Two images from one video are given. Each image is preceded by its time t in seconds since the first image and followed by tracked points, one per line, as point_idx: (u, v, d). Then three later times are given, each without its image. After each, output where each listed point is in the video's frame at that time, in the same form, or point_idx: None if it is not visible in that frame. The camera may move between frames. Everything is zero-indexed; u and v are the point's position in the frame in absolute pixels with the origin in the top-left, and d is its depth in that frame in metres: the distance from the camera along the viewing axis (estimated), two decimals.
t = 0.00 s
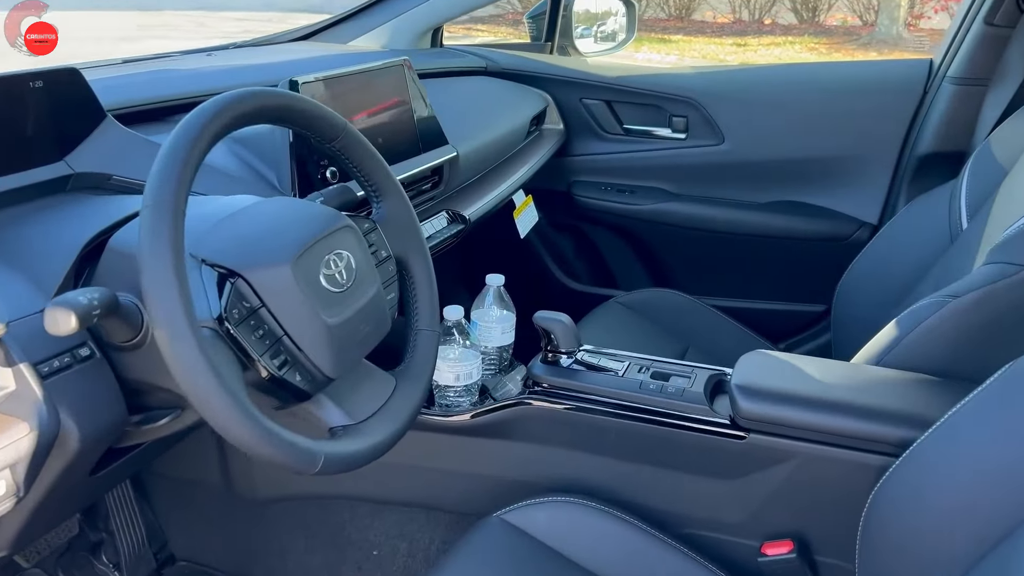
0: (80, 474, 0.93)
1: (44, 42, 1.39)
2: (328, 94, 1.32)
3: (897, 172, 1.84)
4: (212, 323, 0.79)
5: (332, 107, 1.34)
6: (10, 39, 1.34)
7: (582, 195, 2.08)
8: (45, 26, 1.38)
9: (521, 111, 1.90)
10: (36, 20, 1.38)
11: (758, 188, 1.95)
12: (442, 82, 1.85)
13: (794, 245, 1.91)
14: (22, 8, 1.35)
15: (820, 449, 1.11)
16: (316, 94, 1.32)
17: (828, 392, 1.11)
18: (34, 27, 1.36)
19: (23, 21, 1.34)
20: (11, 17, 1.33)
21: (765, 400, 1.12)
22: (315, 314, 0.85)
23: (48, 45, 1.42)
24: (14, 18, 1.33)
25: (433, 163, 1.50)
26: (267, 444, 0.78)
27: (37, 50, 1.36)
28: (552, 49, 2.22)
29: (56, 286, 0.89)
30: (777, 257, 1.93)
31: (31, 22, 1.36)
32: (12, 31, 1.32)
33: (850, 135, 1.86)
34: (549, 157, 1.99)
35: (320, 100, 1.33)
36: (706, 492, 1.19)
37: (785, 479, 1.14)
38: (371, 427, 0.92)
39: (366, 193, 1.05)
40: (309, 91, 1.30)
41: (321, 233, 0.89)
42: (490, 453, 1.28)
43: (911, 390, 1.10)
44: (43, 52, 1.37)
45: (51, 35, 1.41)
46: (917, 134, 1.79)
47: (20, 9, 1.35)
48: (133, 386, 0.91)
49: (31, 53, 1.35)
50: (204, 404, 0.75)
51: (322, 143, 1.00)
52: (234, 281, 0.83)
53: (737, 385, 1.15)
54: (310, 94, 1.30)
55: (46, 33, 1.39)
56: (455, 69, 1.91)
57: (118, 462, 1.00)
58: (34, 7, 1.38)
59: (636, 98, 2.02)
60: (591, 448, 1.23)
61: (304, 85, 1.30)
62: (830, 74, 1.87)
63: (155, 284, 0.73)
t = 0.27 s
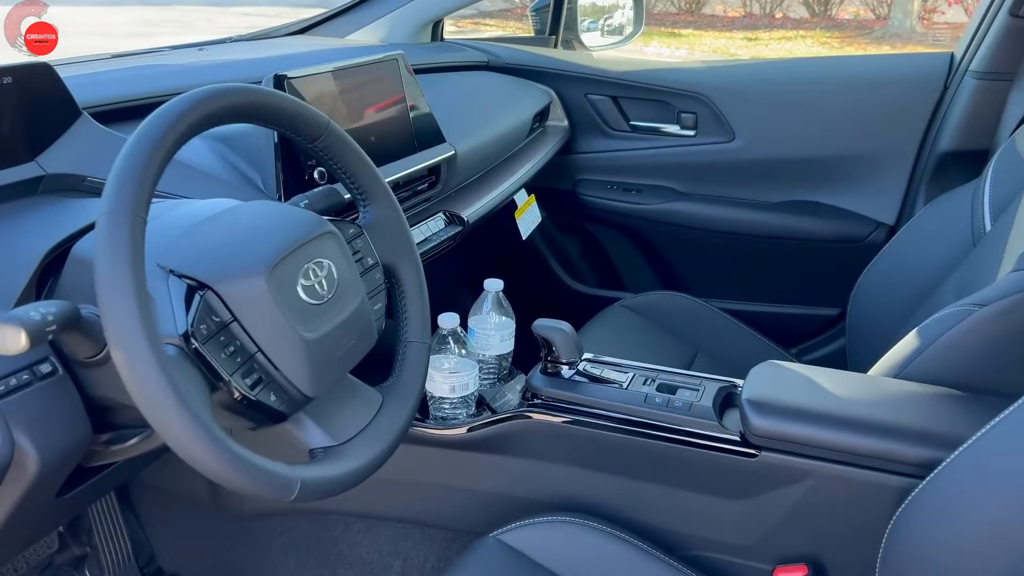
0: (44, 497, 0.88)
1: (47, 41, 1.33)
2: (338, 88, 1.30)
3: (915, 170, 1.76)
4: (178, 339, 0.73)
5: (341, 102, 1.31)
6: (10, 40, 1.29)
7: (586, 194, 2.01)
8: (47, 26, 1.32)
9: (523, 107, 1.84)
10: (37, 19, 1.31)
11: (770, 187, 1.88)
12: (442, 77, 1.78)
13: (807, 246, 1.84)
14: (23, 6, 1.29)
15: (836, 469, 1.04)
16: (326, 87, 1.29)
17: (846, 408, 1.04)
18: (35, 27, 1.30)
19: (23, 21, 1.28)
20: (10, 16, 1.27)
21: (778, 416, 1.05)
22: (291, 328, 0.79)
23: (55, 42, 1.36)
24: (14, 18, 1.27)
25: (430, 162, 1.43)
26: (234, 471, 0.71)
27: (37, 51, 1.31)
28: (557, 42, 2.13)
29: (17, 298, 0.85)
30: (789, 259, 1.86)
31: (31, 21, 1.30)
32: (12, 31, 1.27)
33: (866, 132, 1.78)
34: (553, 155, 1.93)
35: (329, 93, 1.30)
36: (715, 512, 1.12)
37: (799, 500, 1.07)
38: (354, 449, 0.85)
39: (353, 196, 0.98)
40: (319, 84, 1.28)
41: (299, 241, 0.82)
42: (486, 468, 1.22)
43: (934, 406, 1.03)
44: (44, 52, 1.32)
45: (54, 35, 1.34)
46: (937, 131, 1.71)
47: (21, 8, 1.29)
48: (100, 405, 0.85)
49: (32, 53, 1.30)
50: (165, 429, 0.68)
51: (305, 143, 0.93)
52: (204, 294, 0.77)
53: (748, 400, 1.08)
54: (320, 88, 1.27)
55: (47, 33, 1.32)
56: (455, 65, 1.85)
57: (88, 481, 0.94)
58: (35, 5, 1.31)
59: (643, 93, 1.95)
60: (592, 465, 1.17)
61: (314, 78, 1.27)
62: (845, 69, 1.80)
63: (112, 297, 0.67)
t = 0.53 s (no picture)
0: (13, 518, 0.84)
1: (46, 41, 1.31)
2: (347, 85, 1.28)
3: (929, 171, 1.70)
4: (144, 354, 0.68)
5: (349, 98, 1.29)
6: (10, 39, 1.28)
7: (589, 194, 1.96)
8: (47, 25, 1.31)
9: (524, 106, 1.79)
10: (36, 19, 1.30)
11: (778, 187, 1.82)
12: (440, 75, 1.73)
13: (816, 248, 1.78)
14: (23, 5, 1.27)
15: (848, 486, 0.99)
16: (335, 84, 1.27)
17: (859, 423, 0.99)
18: (35, 27, 1.29)
19: (23, 21, 1.27)
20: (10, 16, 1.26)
21: (787, 432, 1.00)
22: (268, 343, 0.74)
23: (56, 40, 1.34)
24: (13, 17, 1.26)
25: (427, 162, 1.39)
26: (204, 497, 0.66)
27: (37, 51, 1.30)
28: (560, 39, 2.08)
29: None
30: (798, 262, 1.81)
31: (31, 21, 1.29)
32: (12, 31, 1.26)
33: (878, 131, 1.73)
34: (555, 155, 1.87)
35: (338, 90, 1.28)
36: (722, 531, 1.07)
37: (810, 518, 1.02)
38: (336, 470, 0.80)
39: (339, 200, 0.94)
40: (327, 80, 1.26)
41: (278, 250, 0.78)
42: (483, 482, 1.17)
43: (952, 422, 0.98)
44: (43, 52, 1.31)
45: (54, 35, 1.33)
46: (952, 130, 1.65)
47: (21, 7, 1.28)
48: (71, 424, 0.80)
49: (31, 53, 1.30)
50: (127, 454, 0.64)
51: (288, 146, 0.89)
52: (175, 307, 0.72)
53: (755, 414, 1.03)
54: (329, 84, 1.25)
55: (47, 33, 1.31)
56: (453, 61, 1.80)
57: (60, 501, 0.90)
58: (35, 5, 1.30)
59: (647, 91, 1.89)
60: (594, 480, 1.12)
61: (324, 75, 1.25)
62: (857, 65, 1.74)
63: (70, 311, 0.63)
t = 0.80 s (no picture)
0: None
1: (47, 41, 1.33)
2: (354, 81, 1.25)
3: (941, 171, 1.65)
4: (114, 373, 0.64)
5: (356, 95, 1.27)
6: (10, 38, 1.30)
7: (592, 195, 1.92)
8: (47, 26, 1.32)
9: (525, 104, 1.74)
10: (36, 19, 1.30)
11: (786, 188, 1.78)
12: (439, 73, 1.69)
13: (825, 251, 1.74)
14: (23, 6, 1.28)
15: (860, 504, 0.94)
16: (343, 80, 1.24)
17: (871, 437, 0.95)
18: (35, 27, 1.30)
19: (23, 22, 1.28)
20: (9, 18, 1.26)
21: (796, 446, 0.95)
22: (246, 359, 0.70)
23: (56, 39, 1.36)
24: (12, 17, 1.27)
25: (424, 164, 1.35)
26: (176, 526, 0.62)
27: (35, 50, 1.33)
28: (561, 35, 2.06)
29: None
30: (807, 264, 1.76)
31: (31, 22, 1.29)
32: (11, 32, 1.28)
33: (889, 130, 1.68)
34: (557, 154, 1.83)
35: (347, 87, 1.25)
36: (728, 548, 1.03)
37: (820, 537, 0.98)
38: (321, 491, 0.76)
39: (327, 206, 0.90)
40: (335, 77, 1.23)
41: (259, 260, 0.74)
42: (480, 496, 1.13)
43: (968, 437, 0.93)
44: (42, 52, 1.34)
45: (55, 35, 1.34)
46: (965, 129, 1.60)
47: (21, 7, 1.28)
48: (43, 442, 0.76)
49: (29, 52, 1.32)
50: (92, 480, 0.60)
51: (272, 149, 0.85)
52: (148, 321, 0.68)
53: (762, 427, 0.98)
54: (336, 81, 1.23)
55: (47, 33, 1.33)
56: (451, 59, 1.75)
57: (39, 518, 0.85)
58: (36, 5, 1.30)
59: (652, 89, 1.85)
60: (594, 494, 1.08)
61: (331, 71, 1.23)
62: (867, 62, 1.69)
63: (30, 329, 0.59)
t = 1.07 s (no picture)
0: None
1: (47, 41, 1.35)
2: (360, 78, 1.24)
3: (954, 172, 1.60)
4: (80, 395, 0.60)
5: (361, 92, 1.25)
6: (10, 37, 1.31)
7: (594, 196, 1.88)
8: (47, 26, 1.33)
9: (525, 104, 1.70)
10: (37, 19, 1.32)
11: (794, 189, 1.73)
12: (437, 73, 1.65)
13: (834, 253, 1.69)
14: (24, 6, 1.29)
15: (873, 524, 0.90)
16: (348, 76, 1.23)
17: (884, 454, 0.90)
18: (35, 27, 1.31)
19: (23, 22, 1.29)
20: (9, 18, 1.27)
21: (805, 464, 0.91)
22: (223, 378, 0.66)
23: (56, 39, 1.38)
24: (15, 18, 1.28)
25: (420, 167, 1.31)
26: (146, 560, 0.59)
27: (35, 50, 1.33)
28: (563, 33, 2.00)
29: None
30: (815, 267, 1.72)
31: (31, 22, 1.30)
32: (11, 32, 1.29)
33: (900, 130, 1.63)
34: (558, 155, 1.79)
35: (347, 84, 1.22)
36: (735, 568, 0.99)
37: (832, 558, 0.94)
38: (305, 514, 0.73)
39: (314, 214, 0.86)
40: (341, 73, 1.22)
41: (237, 273, 0.70)
42: (478, 512, 1.09)
43: (988, 454, 0.89)
44: (42, 51, 1.35)
45: (54, 35, 1.36)
46: (979, 128, 1.55)
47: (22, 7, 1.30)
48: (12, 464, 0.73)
49: (30, 52, 1.33)
50: (54, 513, 0.56)
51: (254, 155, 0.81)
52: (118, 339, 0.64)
53: (770, 443, 0.94)
54: (342, 78, 1.21)
55: (47, 33, 1.34)
56: (449, 58, 1.71)
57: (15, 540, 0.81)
58: (36, 5, 1.31)
59: (655, 88, 1.80)
60: (596, 511, 1.04)
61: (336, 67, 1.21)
62: (877, 60, 1.64)
63: None
